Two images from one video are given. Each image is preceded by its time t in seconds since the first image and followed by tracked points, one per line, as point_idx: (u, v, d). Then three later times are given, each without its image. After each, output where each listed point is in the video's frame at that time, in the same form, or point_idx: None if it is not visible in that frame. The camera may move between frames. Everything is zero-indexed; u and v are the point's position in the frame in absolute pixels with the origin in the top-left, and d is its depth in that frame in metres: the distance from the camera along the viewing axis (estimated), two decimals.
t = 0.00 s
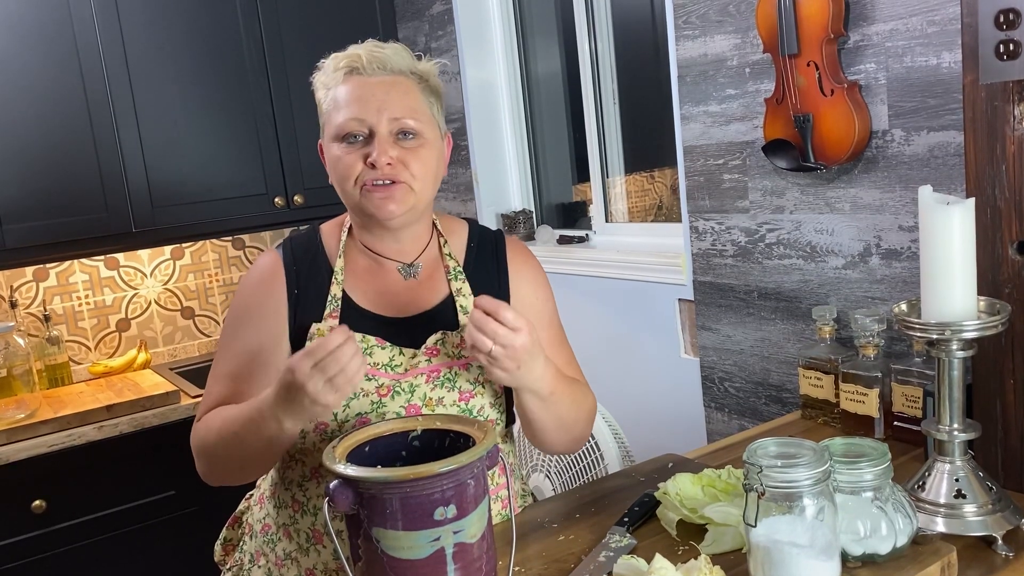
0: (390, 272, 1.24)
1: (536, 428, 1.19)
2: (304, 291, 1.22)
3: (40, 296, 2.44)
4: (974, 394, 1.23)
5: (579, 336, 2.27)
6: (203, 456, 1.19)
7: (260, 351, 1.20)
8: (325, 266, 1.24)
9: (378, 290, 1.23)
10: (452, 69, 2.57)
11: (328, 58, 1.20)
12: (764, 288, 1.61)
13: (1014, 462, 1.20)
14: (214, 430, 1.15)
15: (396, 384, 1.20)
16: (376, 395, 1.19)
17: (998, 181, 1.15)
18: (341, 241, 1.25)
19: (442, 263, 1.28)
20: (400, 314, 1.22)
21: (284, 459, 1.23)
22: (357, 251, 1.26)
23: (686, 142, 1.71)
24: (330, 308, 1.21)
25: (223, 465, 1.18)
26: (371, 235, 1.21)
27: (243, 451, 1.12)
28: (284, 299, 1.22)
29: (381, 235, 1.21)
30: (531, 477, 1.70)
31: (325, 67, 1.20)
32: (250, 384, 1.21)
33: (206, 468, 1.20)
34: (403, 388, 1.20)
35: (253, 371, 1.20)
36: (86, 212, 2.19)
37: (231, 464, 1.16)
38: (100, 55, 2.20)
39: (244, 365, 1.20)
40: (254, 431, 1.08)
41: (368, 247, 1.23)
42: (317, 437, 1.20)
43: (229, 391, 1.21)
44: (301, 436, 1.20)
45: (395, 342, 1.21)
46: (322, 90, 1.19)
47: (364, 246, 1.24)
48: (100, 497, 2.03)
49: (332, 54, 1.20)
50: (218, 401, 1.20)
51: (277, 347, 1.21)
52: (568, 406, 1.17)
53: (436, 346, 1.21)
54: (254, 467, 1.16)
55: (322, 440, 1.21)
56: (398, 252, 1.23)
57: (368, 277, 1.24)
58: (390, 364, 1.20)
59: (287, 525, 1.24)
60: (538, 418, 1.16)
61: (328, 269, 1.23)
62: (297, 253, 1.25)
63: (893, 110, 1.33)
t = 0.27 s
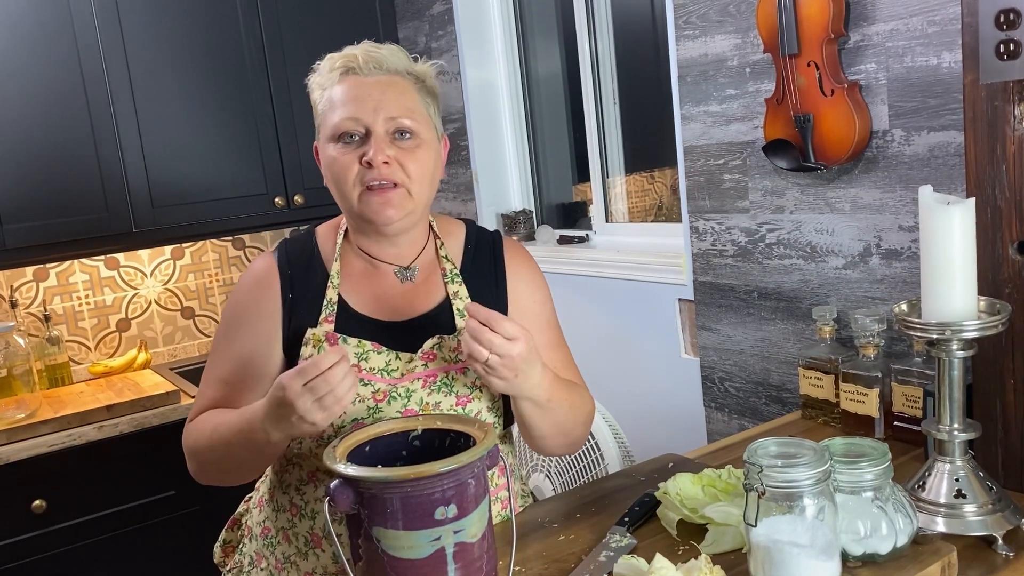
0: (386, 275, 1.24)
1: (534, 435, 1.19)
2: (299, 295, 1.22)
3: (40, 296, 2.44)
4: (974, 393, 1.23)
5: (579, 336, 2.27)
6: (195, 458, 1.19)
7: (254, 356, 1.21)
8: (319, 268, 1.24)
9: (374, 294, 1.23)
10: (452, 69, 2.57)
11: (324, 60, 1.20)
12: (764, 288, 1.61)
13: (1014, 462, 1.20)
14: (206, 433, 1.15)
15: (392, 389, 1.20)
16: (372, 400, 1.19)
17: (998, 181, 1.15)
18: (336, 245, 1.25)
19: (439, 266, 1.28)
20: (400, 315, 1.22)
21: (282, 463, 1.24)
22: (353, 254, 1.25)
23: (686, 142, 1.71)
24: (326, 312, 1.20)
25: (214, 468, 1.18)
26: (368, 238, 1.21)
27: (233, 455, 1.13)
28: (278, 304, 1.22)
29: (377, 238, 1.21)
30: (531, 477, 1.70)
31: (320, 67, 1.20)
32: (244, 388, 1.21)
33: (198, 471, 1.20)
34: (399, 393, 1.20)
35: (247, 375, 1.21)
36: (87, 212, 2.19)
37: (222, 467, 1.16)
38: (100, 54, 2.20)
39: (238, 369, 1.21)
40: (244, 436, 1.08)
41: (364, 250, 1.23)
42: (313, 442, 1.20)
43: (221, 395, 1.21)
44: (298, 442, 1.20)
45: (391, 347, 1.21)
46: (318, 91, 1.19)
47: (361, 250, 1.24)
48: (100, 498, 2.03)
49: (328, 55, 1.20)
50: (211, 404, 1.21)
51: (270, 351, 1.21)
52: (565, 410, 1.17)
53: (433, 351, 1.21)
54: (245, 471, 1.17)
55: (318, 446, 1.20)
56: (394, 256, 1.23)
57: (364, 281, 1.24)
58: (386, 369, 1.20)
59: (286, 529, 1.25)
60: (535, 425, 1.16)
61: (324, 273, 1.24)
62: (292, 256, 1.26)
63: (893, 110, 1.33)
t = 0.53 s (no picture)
0: (380, 272, 1.24)
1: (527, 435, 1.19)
2: (292, 293, 1.22)
3: (40, 296, 2.44)
4: (975, 393, 1.23)
5: (579, 336, 2.27)
6: (195, 460, 1.19)
7: (252, 356, 1.21)
8: (312, 266, 1.24)
9: (369, 290, 1.23)
10: (452, 69, 2.57)
11: (317, 59, 1.20)
12: (765, 288, 1.61)
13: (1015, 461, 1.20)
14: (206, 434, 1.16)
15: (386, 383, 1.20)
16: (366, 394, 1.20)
17: (999, 181, 1.15)
18: (330, 242, 1.25)
19: (432, 261, 1.27)
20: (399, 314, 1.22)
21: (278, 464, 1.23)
22: (347, 252, 1.26)
23: (687, 142, 1.72)
24: (319, 309, 1.21)
25: (214, 469, 1.18)
26: (362, 235, 1.21)
27: (232, 455, 1.13)
28: (272, 302, 1.22)
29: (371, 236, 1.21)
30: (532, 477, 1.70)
31: (314, 67, 1.20)
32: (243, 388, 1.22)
33: (199, 473, 1.20)
34: (393, 386, 1.20)
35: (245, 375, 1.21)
36: (88, 211, 2.19)
37: (221, 467, 1.17)
38: (100, 54, 2.20)
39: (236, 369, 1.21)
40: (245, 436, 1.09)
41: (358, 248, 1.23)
42: (310, 438, 1.19)
43: (220, 395, 1.22)
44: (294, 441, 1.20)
45: (385, 341, 1.21)
46: (312, 91, 1.19)
47: (355, 247, 1.24)
48: (101, 497, 2.03)
49: (321, 55, 1.20)
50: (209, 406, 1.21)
51: (266, 350, 1.22)
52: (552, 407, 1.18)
53: (427, 343, 1.21)
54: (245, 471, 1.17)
55: (315, 442, 1.20)
56: (387, 252, 1.23)
57: (359, 278, 1.24)
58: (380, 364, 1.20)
59: (285, 528, 1.25)
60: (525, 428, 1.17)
61: (317, 270, 1.23)
62: (286, 256, 1.25)
63: (894, 110, 1.33)
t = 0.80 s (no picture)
0: (377, 266, 1.25)
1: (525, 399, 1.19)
2: (292, 286, 1.22)
3: (40, 296, 2.44)
4: (975, 394, 1.24)
5: (579, 336, 2.27)
6: (194, 452, 1.19)
7: (251, 349, 1.21)
8: (313, 262, 1.24)
9: (363, 284, 1.24)
10: (452, 69, 2.57)
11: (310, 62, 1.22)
12: (765, 288, 1.61)
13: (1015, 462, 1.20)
14: (204, 426, 1.15)
15: (386, 369, 1.20)
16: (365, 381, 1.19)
17: (1000, 182, 1.15)
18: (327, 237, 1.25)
19: (429, 255, 1.28)
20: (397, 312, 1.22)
21: (281, 456, 1.24)
22: (344, 247, 1.26)
23: (687, 143, 1.72)
24: (318, 301, 1.21)
25: (212, 461, 1.18)
26: (355, 230, 1.21)
27: (231, 447, 1.13)
28: (273, 295, 1.22)
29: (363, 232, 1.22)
30: (532, 477, 1.70)
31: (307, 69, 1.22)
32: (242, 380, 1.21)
33: (196, 464, 1.20)
34: (392, 373, 1.20)
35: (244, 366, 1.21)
36: (88, 212, 2.19)
37: (220, 459, 1.16)
38: (100, 55, 2.20)
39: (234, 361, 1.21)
40: (245, 428, 1.09)
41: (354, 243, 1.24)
42: (310, 426, 1.21)
43: (219, 388, 1.21)
44: (295, 429, 1.21)
45: (385, 330, 1.20)
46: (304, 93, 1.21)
47: (351, 243, 1.24)
48: (101, 497, 2.03)
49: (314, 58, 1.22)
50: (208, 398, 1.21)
51: (265, 343, 1.21)
52: (554, 376, 1.18)
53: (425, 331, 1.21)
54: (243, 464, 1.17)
55: (315, 430, 1.21)
56: (385, 247, 1.24)
57: (355, 273, 1.24)
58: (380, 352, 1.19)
59: (284, 524, 1.25)
60: (526, 387, 1.17)
61: (316, 264, 1.24)
62: (285, 251, 1.25)
63: (894, 110, 1.33)
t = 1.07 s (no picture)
0: (376, 264, 1.25)
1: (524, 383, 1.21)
2: (290, 283, 1.22)
3: (40, 296, 2.45)
4: (975, 394, 1.24)
5: (579, 336, 2.27)
6: (191, 447, 1.19)
7: (249, 346, 1.21)
8: (311, 260, 1.24)
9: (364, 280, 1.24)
10: (452, 69, 2.57)
11: (312, 60, 1.21)
12: (765, 289, 1.61)
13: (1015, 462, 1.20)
14: (201, 421, 1.15)
15: (382, 363, 1.20)
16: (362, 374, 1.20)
17: (999, 182, 1.15)
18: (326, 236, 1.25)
19: (427, 254, 1.28)
20: (395, 312, 1.23)
21: (281, 454, 1.25)
22: (343, 245, 1.26)
23: (687, 143, 1.72)
24: (316, 297, 1.21)
25: (210, 456, 1.18)
26: (356, 227, 1.21)
27: (227, 441, 1.13)
28: (271, 293, 1.22)
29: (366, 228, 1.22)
30: (532, 477, 1.70)
31: (309, 67, 1.20)
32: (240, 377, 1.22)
33: (194, 459, 1.20)
34: (389, 367, 1.20)
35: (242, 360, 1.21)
36: (89, 212, 2.19)
37: (218, 453, 1.16)
38: (100, 56, 2.20)
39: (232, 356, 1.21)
40: (240, 422, 1.09)
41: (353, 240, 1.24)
42: (307, 421, 1.20)
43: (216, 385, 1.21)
44: (292, 424, 1.21)
45: (381, 326, 1.22)
46: (307, 91, 1.19)
47: (350, 241, 1.24)
48: (101, 497, 2.03)
49: (315, 56, 1.20)
50: (206, 394, 1.21)
51: (263, 338, 1.21)
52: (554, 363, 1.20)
53: (421, 326, 1.22)
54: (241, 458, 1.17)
55: (313, 424, 1.20)
56: (384, 244, 1.23)
57: (353, 271, 1.24)
58: (375, 346, 1.21)
59: (283, 522, 1.25)
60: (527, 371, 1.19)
61: (314, 263, 1.24)
62: (284, 249, 1.26)
63: (894, 110, 1.33)
